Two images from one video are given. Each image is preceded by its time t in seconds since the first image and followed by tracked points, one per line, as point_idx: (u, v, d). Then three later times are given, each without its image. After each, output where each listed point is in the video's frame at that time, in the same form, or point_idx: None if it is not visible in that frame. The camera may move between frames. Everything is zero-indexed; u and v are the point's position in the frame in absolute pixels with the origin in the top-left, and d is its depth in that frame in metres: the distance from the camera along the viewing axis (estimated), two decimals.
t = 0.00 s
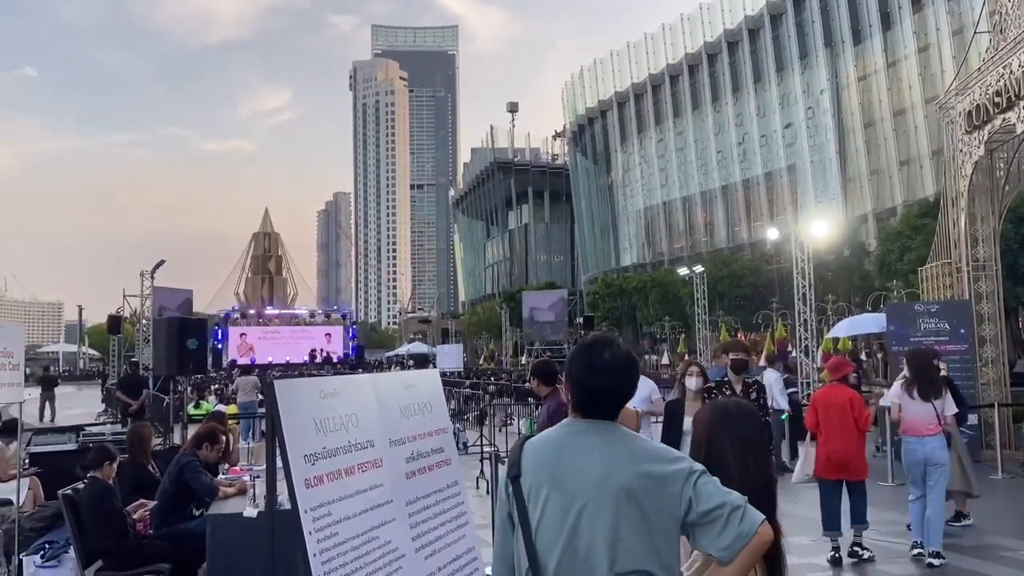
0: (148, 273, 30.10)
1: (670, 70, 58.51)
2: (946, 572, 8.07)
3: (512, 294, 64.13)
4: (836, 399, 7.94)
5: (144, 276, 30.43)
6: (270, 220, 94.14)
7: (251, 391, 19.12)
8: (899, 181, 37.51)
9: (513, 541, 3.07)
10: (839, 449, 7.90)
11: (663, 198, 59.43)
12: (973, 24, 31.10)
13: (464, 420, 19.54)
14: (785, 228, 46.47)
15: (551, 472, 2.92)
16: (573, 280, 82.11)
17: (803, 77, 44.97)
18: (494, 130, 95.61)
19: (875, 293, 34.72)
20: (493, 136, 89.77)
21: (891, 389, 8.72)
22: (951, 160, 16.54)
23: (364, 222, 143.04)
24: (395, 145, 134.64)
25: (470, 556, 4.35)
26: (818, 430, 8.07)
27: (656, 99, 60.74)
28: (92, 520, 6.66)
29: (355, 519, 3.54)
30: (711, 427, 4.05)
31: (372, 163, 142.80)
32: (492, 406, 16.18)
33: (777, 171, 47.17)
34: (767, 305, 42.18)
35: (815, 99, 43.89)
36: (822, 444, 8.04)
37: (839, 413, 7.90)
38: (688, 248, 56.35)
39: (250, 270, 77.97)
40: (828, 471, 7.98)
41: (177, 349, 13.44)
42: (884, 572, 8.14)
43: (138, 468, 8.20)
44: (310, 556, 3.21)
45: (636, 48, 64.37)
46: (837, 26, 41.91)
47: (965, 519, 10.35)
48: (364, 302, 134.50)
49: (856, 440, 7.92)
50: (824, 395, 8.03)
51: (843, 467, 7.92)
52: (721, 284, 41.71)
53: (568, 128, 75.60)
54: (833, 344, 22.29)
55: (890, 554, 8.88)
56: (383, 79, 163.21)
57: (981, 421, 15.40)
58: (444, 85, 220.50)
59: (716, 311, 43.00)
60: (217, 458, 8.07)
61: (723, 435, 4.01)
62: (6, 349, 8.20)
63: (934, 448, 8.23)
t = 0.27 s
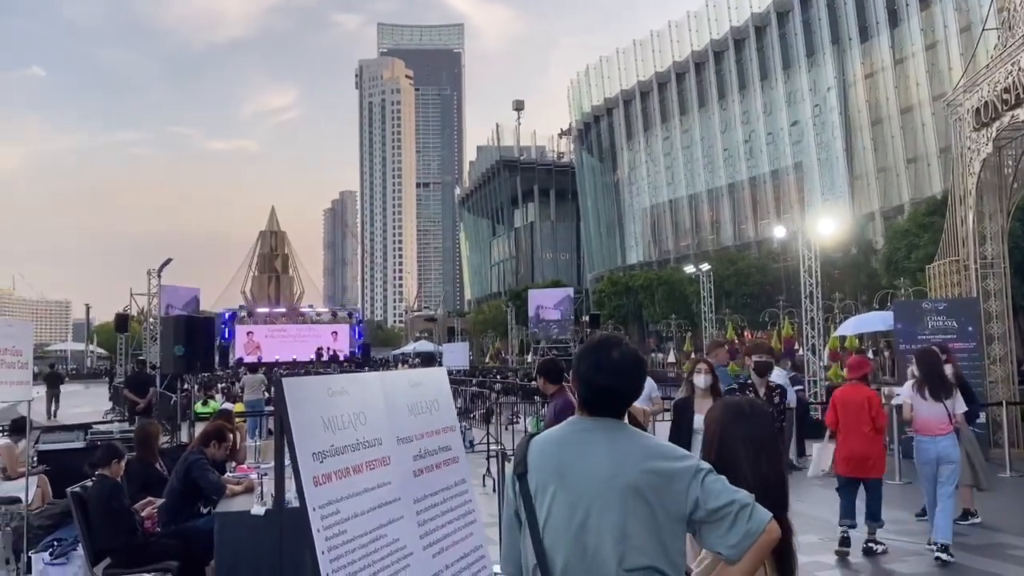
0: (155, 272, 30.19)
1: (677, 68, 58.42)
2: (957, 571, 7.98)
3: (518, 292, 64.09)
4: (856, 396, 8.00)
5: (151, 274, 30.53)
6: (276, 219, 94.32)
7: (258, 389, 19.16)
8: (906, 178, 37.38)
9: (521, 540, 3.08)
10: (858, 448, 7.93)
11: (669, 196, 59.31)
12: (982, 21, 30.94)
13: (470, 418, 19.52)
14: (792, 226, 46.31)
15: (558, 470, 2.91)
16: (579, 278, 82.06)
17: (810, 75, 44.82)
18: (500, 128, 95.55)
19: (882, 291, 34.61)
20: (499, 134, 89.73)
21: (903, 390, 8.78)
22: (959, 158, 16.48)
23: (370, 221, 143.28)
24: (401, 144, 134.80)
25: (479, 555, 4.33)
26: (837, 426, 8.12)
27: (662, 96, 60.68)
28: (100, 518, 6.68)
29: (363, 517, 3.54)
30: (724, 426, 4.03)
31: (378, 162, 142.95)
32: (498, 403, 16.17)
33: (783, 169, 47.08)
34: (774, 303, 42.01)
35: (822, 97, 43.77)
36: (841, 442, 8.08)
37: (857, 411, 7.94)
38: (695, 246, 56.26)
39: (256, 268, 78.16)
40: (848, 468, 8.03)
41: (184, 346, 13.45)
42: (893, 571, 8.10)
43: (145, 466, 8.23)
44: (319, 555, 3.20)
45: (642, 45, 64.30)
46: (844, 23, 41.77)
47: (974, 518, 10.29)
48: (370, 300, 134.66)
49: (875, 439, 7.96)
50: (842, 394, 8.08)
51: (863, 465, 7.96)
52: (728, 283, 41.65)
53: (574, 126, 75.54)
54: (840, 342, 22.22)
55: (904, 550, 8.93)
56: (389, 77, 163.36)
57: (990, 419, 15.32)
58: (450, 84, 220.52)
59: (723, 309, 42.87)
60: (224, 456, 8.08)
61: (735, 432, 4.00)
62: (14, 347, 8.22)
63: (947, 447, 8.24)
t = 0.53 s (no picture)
0: (163, 270, 30.23)
1: (683, 66, 58.27)
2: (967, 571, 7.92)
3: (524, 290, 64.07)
4: (874, 392, 8.15)
5: (158, 273, 30.58)
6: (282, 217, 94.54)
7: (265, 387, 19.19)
8: (914, 176, 37.19)
9: (529, 538, 3.08)
10: (875, 444, 8.15)
11: (675, 194, 59.21)
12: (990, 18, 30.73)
13: (477, 417, 19.52)
14: (798, 224, 46.15)
15: (566, 469, 2.91)
16: (585, 276, 81.97)
17: (817, 72, 44.64)
18: (506, 127, 95.49)
19: (889, 290, 34.46)
20: (504, 132, 89.67)
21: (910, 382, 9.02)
22: (967, 155, 16.41)
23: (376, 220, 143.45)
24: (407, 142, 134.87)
25: (486, 553, 4.33)
26: (854, 422, 8.30)
27: (668, 94, 60.54)
28: (108, 515, 6.70)
29: (370, 516, 3.53)
30: (732, 426, 4.02)
31: (384, 161, 143.08)
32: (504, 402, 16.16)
33: (790, 166, 46.92)
34: (781, 301, 41.89)
35: (828, 95, 43.59)
36: (858, 436, 8.30)
37: (876, 408, 8.12)
38: (701, 244, 56.14)
39: (263, 267, 78.29)
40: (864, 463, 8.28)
41: (191, 344, 13.47)
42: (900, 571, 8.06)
43: (154, 464, 8.25)
44: (327, 553, 3.21)
45: (648, 43, 64.16)
46: (851, 20, 41.58)
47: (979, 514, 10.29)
48: (376, 299, 134.84)
49: (892, 435, 8.17)
50: (858, 390, 8.25)
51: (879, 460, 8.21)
52: (735, 281, 41.55)
53: (580, 124, 75.45)
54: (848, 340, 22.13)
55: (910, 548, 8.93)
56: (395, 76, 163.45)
57: (998, 417, 15.25)
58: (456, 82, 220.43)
59: (730, 307, 42.78)
60: (232, 454, 8.10)
61: (745, 432, 3.98)
62: (23, 345, 8.25)
63: (957, 441, 8.60)
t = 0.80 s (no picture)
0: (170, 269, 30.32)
1: (689, 63, 58.18)
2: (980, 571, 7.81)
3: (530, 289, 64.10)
4: (883, 390, 8.11)
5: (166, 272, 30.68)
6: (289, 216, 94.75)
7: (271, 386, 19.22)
8: (921, 173, 37.03)
9: (539, 536, 3.08)
10: (885, 440, 8.11)
11: (682, 192, 59.11)
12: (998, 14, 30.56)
13: (483, 415, 19.52)
14: (805, 222, 46.04)
15: (575, 467, 2.90)
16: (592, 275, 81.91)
17: (824, 69, 44.50)
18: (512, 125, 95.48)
19: (897, 288, 34.35)
20: (511, 130, 89.67)
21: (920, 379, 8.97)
22: (975, 152, 16.32)
23: (383, 218, 143.68)
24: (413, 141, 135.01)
25: (494, 551, 4.33)
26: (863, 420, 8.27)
27: (675, 92, 60.46)
28: (117, 512, 6.72)
29: (379, 513, 3.54)
30: (740, 424, 4.00)
31: (390, 159, 143.28)
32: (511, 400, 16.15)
33: (797, 164, 46.82)
34: (788, 299, 41.76)
35: (835, 92, 43.46)
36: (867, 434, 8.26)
37: (885, 405, 8.08)
38: (708, 243, 56.05)
39: (270, 266, 78.51)
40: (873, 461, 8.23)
41: (198, 342, 13.53)
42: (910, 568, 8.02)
43: (161, 463, 8.27)
44: (336, 552, 3.21)
45: (655, 41, 64.04)
46: (859, 18, 41.43)
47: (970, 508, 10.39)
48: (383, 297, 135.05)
49: (901, 432, 8.14)
50: (870, 389, 8.22)
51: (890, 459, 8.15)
52: (742, 279, 41.48)
53: (586, 122, 75.37)
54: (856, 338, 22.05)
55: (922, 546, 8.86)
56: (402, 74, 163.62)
57: (1007, 415, 15.16)
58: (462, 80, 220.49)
59: (737, 305, 42.72)
60: (239, 452, 8.13)
61: (753, 430, 3.96)
62: (31, 344, 8.28)
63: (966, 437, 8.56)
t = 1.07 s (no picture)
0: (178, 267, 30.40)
1: (696, 61, 58.07)
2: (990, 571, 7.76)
3: (537, 287, 64.07)
4: (891, 389, 8.13)
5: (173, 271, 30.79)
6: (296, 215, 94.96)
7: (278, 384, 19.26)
8: (929, 171, 36.85)
9: (546, 534, 3.08)
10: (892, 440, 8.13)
11: (689, 190, 58.96)
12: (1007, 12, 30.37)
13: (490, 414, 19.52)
14: (813, 220, 45.89)
15: (584, 465, 2.89)
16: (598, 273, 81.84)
17: (831, 67, 44.34)
18: (518, 124, 95.44)
19: (905, 286, 34.21)
20: (517, 129, 89.64)
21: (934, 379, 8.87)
22: (984, 150, 16.23)
23: (389, 217, 143.90)
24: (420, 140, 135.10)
25: (501, 549, 4.34)
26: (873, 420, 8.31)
27: (682, 90, 60.34)
28: (125, 510, 6.73)
29: (387, 512, 3.54)
30: (745, 423, 3.98)
31: (397, 158, 143.44)
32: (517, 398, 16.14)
33: (805, 162, 46.68)
34: (795, 298, 41.58)
35: (843, 90, 43.31)
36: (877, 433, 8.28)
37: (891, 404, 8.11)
38: (715, 241, 55.93)
39: (277, 265, 78.71)
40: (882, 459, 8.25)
41: (206, 340, 13.55)
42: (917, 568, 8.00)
43: (169, 461, 8.29)
44: (344, 550, 3.21)
45: (661, 39, 63.91)
46: (866, 15, 41.25)
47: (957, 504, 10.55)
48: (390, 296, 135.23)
49: (909, 431, 8.13)
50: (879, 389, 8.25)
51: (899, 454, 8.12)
52: (749, 277, 41.37)
53: (593, 120, 75.30)
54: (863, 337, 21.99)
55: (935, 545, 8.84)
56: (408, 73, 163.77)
57: (1015, 414, 15.09)
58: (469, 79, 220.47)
59: (744, 304, 42.62)
60: (247, 450, 8.15)
61: (760, 430, 3.95)
62: (40, 343, 8.32)
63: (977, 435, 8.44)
